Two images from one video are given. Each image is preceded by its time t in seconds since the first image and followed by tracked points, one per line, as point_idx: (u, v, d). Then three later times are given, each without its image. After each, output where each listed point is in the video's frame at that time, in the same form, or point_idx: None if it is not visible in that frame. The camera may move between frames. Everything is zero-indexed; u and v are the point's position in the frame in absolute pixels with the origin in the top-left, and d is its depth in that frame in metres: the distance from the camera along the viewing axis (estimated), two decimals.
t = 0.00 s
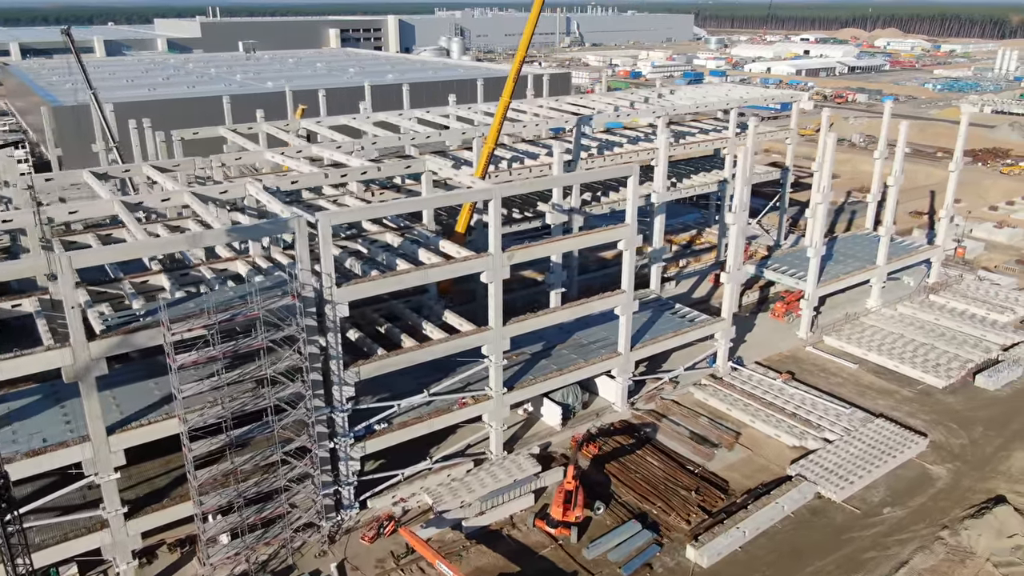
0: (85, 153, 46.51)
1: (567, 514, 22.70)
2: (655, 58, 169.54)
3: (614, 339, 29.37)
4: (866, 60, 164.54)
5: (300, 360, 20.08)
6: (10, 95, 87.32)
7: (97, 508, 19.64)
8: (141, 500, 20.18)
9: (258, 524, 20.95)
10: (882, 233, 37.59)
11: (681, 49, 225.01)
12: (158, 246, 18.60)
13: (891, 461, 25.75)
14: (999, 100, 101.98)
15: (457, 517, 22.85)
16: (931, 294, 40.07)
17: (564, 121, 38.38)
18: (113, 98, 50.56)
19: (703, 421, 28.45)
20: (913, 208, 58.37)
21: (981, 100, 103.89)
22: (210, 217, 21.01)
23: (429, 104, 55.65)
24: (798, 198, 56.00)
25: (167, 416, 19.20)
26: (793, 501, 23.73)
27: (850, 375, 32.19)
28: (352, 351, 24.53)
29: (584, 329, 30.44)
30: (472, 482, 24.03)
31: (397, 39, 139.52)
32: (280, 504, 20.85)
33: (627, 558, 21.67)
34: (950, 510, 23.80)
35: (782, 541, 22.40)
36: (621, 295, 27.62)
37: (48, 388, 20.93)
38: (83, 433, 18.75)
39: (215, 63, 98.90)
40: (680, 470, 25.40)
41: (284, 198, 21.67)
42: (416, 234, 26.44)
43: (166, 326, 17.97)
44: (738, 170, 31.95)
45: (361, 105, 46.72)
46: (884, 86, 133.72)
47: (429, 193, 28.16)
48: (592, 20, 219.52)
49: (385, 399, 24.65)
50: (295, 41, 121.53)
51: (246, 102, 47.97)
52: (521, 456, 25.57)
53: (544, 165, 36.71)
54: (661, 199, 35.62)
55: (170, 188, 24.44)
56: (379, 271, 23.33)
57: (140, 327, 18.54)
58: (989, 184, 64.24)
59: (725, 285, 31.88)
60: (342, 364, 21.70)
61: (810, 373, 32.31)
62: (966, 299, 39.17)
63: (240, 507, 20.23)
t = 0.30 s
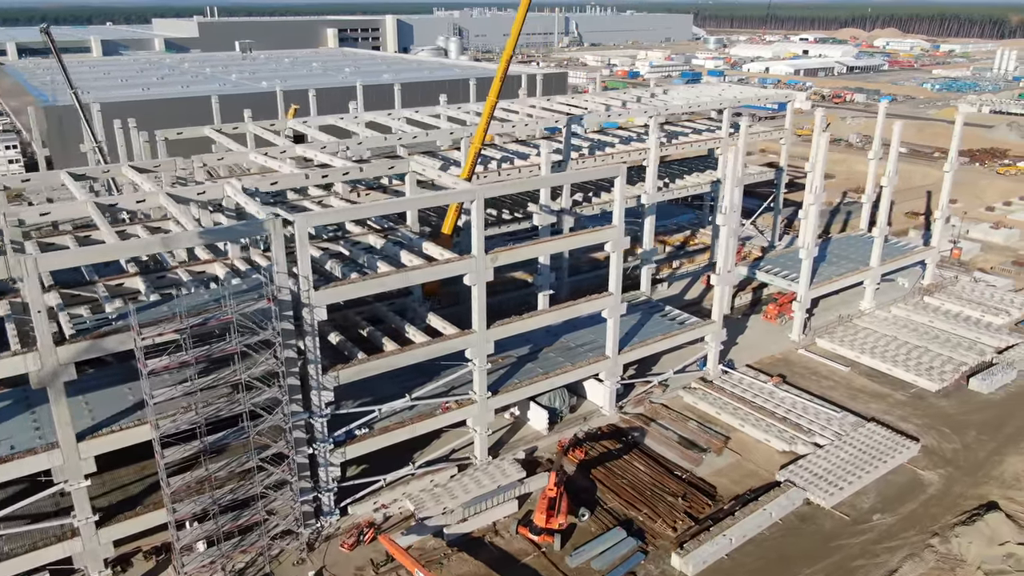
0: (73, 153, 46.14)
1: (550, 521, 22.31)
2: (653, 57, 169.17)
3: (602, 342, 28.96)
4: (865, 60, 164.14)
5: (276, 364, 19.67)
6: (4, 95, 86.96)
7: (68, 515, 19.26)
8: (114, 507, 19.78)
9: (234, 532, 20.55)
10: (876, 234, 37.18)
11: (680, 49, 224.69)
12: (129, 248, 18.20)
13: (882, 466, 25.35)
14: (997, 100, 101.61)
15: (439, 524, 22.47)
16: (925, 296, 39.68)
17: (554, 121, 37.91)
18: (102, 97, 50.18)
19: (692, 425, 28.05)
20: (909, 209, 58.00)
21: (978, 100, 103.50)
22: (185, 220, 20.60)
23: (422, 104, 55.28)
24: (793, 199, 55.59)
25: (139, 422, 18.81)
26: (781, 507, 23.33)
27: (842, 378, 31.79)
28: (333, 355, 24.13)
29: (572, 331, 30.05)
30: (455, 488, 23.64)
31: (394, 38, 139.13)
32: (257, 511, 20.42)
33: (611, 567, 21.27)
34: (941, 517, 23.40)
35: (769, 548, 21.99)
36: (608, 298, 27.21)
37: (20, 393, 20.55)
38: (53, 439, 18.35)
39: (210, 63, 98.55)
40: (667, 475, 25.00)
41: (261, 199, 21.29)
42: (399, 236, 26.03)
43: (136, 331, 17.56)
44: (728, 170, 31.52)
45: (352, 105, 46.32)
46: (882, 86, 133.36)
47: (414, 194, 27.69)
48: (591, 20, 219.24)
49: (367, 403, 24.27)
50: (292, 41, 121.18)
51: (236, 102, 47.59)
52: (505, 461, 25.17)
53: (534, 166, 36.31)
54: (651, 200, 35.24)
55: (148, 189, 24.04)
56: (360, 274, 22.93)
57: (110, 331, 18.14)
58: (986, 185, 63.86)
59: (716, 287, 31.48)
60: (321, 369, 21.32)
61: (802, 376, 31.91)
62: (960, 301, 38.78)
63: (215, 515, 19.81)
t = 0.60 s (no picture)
0: (61, 153, 45.76)
1: (533, 529, 21.92)
2: (652, 57, 168.72)
3: (589, 345, 28.56)
4: (864, 60, 163.67)
5: (252, 368, 19.27)
6: None
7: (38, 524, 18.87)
8: (86, 515, 19.38)
9: (209, 540, 20.13)
10: (869, 235, 36.76)
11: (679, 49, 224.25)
12: (98, 251, 17.77)
13: (872, 472, 24.94)
14: (995, 100, 101.19)
15: (420, 531, 22.08)
16: (920, 298, 39.26)
17: (543, 121, 37.47)
18: (90, 97, 49.79)
19: (680, 429, 27.66)
20: (905, 209, 57.56)
21: (976, 99, 103.13)
22: (159, 222, 20.20)
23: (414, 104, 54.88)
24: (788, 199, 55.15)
25: (110, 428, 18.40)
26: (769, 514, 22.91)
27: (834, 381, 31.38)
28: (314, 358, 23.72)
29: (559, 334, 29.65)
30: (437, 494, 23.24)
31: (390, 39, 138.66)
32: (232, 519, 19.99)
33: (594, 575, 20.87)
34: (932, 523, 22.99)
35: (756, 556, 21.58)
36: (595, 301, 26.78)
37: None
38: (21, 447, 17.95)
39: (206, 63, 98.04)
40: (654, 481, 24.60)
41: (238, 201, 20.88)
42: (382, 237, 25.63)
43: (104, 335, 17.16)
44: (717, 170, 31.09)
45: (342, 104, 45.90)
46: (881, 85, 132.90)
47: (397, 195, 27.24)
48: (589, 20, 218.85)
49: (349, 408, 23.87)
50: (288, 41, 120.77)
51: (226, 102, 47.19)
52: (489, 467, 24.77)
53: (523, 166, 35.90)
54: (642, 201, 34.81)
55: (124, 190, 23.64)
56: (340, 276, 22.52)
57: (79, 336, 17.74)
58: (983, 185, 63.41)
59: (706, 290, 31.07)
60: (298, 374, 20.92)
61: (793, 379, 31.51)
62: (955, 303, 38.37)
63: (188, 523, 19.40)
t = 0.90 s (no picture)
0: (48, 154, 45.34)
1: (515, 536, 21.54)
2: (650, 57, 168.25)
3: (576, 348, 28.14)
4: (863, 59, 163.21)
5: (225, 373, 18.85)
6: None
7: (7, 533, 18.49)
8: (57, 522, 19.01)
9: (183, 548, 19.73)
10: (862, 236, 36.34)
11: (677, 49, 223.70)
12: (65, 254, 17.34)
13: (862, 477, 24.52)
14: (993, 100, 100.78)
15: (400, 539, 21.68)
16: (914, 299, 38.86)
17: (533, 120, 37.04)
18: (79, 96, 49.30)
19: (668, 434, 27.26)
20: (901, 210, 57.13)
21: (975, 99, 102.74)
22: (132, 224, 19.77)
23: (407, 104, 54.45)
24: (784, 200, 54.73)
25: (80, 435, 18.00)
26: (756, 521, 22.49)
27: (825, 385, 30.97)
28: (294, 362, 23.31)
29: (547, 337, 29.23)
30: (419, 501, 22.84)
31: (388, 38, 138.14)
32: (207, 527, 19.58)
33: None
34: (922, 531, 22.58)
35: (743, 565, 21.18)
36: (582, 304, 26.36)
37: None
38: None
39: (202, 63, 97.56)
40: (641, 487, 24.19)
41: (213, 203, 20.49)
42: (364, 239, 25.21)
43: (71, 340, 16.76)
44: (707, 171, 30.65)
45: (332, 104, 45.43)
46: (880, 85, 132.41)
47: (380, 196, 26.80)
48: (588, 19, 218.39)
49: (329, 413, 23.48)
50: (284, 41, 120.32)
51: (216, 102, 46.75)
52: (473, 472, 24.38)
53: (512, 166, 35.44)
54: (630, 203, 34.55)
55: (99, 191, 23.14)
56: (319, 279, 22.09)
57: (47, 341, 17.34)
58: (981, 186, 62.94)
59: (695, 292, 30.62)
60: (275, 379, 20.54)
61: (784, 383, 31.11)
62: (949, 305, 37.96)
63: (161, 531, 18.99)
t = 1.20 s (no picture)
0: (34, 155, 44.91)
1: (497, 544, 21.12)
2: (648, 57, 167.76)
3: (563, 351, 27.71)
4: (862, 59, 162.79)
5: (198, 378, 18.44)
6: None
7: None
8: (26, 532, 18.61)
9: (156, 557, 19.34)
10: (855, 238, 35.93)
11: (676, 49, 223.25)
12: (31, 257, 16.91)
13: (852, 484, 24.10)
14: (991, 100, 100.33)
15: (380, 547, 21.28)
16: (908, 301, 38.42)
17: (523, 120, 36.58)
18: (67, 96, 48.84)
19: (656, 439, 26.86)
20: (897, 211, 56.67)
21: (973, 99, 102.27)
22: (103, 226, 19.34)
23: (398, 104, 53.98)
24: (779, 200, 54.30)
25: (48, 442, 17.59)
26: (743, 529, 22.08)
27: (816, 389, 30.57)
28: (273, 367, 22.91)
29: (534, 340, 28.82)
30: (400, 508, 22.44)
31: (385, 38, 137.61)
32: (180, 536, 19.17)
33: None
34: (912, 538, 22.17)
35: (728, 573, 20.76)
36: (568, 307, 25.90)
37: None
38: None
39: (197, 62, 96.93)
40: (626, 493, 23.78)
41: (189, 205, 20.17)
42: (346, 241, 24.78)
43: (35, 345, 16.36)
44: (696, 172, 30.22)
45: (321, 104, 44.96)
46: (878, 85, 132.02)
47: (363, 196, 26.33)
48: (586, 19, 217.97)
49: (309, 418, 23.07)
50: (280, 41, 119.92)
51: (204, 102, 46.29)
52: (456, 478, 23.98)
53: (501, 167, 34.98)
54: (619, 203, 34.22)
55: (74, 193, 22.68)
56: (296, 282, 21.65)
57: (13, 347, 16.93)
58: (978, 186, 62.50)
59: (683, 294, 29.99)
60: (251, 384, 20.15)
61: (775, 386, 30.70)
62: (944, 307, 37.54)
63: (133, 540, 18.59)
